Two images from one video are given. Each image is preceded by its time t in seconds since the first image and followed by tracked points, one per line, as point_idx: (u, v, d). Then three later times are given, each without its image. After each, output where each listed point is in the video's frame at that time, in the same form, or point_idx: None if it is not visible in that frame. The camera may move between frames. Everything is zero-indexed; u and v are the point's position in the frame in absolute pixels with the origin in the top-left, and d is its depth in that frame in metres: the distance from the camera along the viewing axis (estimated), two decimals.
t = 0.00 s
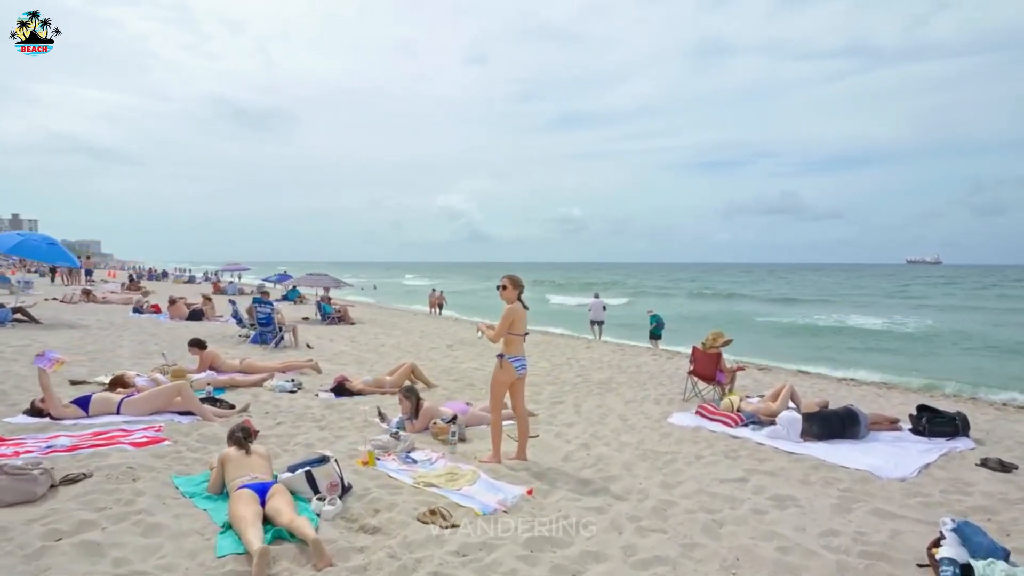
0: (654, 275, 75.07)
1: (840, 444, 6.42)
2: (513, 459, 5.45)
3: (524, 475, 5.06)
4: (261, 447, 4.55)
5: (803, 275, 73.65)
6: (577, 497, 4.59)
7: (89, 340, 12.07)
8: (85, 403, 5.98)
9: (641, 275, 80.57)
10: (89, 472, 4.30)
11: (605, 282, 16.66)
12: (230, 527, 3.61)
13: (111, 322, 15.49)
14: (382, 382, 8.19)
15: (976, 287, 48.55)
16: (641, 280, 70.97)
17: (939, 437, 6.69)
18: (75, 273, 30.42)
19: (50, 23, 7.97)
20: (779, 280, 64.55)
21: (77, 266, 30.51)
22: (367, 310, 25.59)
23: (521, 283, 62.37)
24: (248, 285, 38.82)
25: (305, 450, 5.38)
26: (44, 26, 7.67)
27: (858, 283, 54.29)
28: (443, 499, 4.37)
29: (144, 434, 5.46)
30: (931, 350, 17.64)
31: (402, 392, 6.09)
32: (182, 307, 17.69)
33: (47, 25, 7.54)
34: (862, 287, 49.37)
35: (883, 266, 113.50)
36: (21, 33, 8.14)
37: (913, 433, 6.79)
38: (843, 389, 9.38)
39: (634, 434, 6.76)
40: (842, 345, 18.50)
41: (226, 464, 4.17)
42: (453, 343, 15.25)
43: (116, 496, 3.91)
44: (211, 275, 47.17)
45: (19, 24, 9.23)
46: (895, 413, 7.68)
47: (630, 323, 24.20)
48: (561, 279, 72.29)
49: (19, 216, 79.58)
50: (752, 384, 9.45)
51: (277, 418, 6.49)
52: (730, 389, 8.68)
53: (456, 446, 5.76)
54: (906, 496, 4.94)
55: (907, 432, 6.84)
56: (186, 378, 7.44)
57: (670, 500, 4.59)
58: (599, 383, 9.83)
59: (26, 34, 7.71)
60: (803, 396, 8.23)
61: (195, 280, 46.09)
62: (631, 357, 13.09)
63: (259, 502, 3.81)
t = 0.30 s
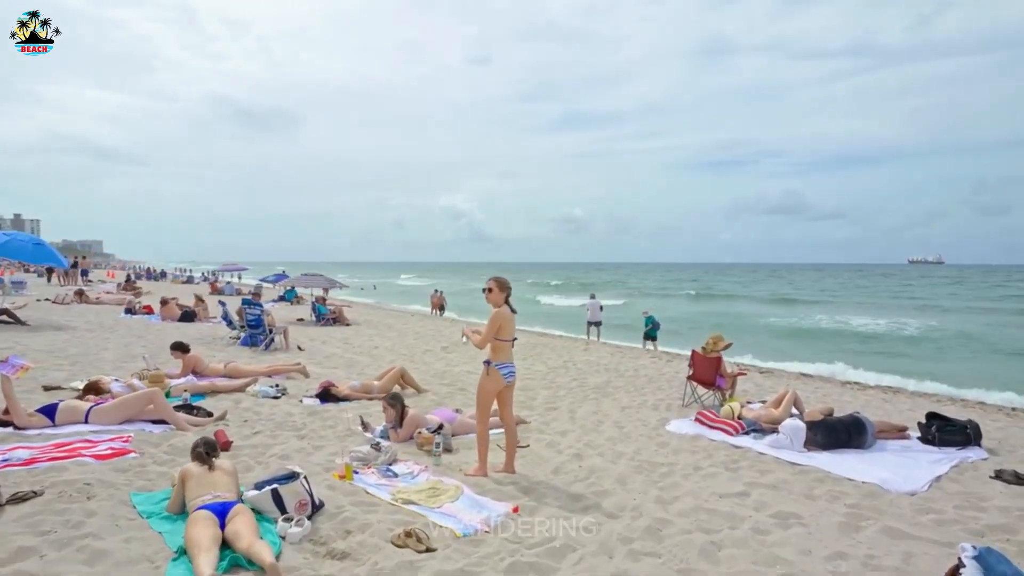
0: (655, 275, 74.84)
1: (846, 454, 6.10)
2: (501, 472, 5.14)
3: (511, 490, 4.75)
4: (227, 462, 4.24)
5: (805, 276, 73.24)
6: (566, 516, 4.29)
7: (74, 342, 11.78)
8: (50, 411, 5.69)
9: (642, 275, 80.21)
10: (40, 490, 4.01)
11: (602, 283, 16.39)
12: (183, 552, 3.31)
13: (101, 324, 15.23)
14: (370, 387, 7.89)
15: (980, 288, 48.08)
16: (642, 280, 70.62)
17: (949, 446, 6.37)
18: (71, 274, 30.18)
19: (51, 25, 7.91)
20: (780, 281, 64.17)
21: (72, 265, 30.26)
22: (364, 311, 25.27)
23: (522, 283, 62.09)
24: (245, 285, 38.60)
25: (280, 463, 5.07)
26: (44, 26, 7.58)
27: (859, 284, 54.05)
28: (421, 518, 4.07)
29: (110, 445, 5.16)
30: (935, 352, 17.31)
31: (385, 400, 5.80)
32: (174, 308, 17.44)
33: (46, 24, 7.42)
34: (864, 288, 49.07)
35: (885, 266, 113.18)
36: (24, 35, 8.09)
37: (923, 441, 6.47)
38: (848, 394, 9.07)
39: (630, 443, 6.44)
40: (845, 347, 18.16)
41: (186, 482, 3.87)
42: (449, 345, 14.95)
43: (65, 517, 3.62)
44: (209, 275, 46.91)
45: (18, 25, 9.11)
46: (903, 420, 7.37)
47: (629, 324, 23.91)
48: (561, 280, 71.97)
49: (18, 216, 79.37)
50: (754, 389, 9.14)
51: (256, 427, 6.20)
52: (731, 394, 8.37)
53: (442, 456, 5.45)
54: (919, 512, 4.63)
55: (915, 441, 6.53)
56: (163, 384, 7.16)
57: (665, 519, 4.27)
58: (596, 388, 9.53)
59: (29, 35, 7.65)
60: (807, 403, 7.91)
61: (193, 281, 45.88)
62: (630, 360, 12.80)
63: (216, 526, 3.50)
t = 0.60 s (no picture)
0: (657, 275, 74.59)
1: (850, 458, 5.82)
2: (485, 478, 4.86)
3: (494, 498, 4.48)
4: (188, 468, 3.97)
5: (806, 275, 72.86)
6: (551, 526, 4.02)
7: (59, 342, 11.52)
8: (16, 413, 5.44)
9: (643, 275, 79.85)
10: None
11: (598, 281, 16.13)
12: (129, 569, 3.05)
13: (91, 324, 14.99)
14: (357, 388, 7.64)
15: (984, 288, 47.69)
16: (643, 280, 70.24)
17: (956, 450, 6.10)
18: (67, 273, 29.97)
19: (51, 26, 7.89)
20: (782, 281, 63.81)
21: (70, 264, 30.04)
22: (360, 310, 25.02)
23: (524, 282, 61.83)
24: (243, 285, 38.34)
25: (252, 468, 4.82)
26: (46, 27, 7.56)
27: (862, 284, 53.75)
28: (395, 529, 3.81)
29: (74, 450, 4.91)
30: (939, 354, 17.00)
31: (366, 402, 5.54)
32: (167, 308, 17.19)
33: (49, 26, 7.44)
34: (867, 287, 48.76)
35: (888, 266, 112.77)
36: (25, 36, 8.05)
37: (929, 445, 6.20)
38: (851, 395, 8.79)
39: (624, 446, 6.17)
40: (847, 348, 17.88)
41: (141, 490, 3.61)
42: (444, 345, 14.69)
43: (9, 529, 3.38)
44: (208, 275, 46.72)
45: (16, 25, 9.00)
46: (908, 423, 7.08)
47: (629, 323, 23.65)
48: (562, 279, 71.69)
49: (20, 215, 79.23)
50: (754, 390, 8.85)
51: (233, 430, 5.94)
52: (729, 396, 8.10)
53: (424, 461, 5.19)
54: (927, 522, 4.35)
55: (922, 445, 6.25)
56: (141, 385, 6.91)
57: (657, 529, 4.01)
58: (591, 389, 9.25)
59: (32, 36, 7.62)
60: (809, 405, 7.64)
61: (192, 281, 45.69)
62: (628, 360, 12.53)
63: (168, 540, 3.24)
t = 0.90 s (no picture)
0: (662, 275, 74.16)
1: (863, 467, 5.49)
2: (473, 489, 4.56)
3: (481, 511, 4.17)
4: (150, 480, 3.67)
5: (810, 276, 72.35)
6: (541, 543, 3.71)
7: (47, 342, 11.27)
8: None
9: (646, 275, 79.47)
10: None
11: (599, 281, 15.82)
12: None
13: (85, 324, 14.76)
14: (346, 391, 7.35)
15: (991, 289, 47.13)
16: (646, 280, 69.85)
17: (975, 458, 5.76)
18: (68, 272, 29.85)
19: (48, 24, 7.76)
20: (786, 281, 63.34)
21: (71, 264, 29.94)
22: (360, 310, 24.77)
23: (527, 282, 61.49)
24: (244, 285, 38.18)
25: (226, 478, 4.52)
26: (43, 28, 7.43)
27: (868, 284, 53.24)
28: (371, 548, 3.51)
29: (39, 457, 4.64)
30: (949, 355, 16.61)
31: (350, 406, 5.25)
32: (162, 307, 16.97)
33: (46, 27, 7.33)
34: (874, 288, 48.24)
35: (894, 266, 112.03)
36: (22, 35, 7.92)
37: (947, 453, 5.86)
38: (861, 398, 8.45)
39: (623, 454, 5.84)
40: (854, 350, 17.53)
41: (94, 505, 3.32)
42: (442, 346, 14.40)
43: None
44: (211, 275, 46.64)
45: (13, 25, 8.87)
46: (923, 429, 6.74)
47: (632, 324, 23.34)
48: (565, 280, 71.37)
49: (26, 215, 79.48)
50: (760, 393, 8.53)
51: (212, 436, 5.65)
52: (734, 399, 7.77)
53: (409, 470, 4.88)
54: (949, 539, 4.02)
55: (938, 452, 5.92)
56: (119, 388, 6.63)
57: (656, 548, 3.69)
58: (591, 392, 8.94)
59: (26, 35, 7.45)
60: (818, 410, 7.30)
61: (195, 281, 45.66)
62: (629, 361, 12.21)
63: (117, 562, 2.95)
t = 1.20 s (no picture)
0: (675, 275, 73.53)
1: (895, 480, 5.11)
2: (474, 503, 4.25)
3: (482, 529, 3.86)
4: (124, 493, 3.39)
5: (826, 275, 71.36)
6: (546, 567, 3.40)
7: (49, 342, 11.13)
8: None
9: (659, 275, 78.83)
10: None
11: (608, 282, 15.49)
12: None
13: (91, 324, 14.65)
14: (346, 394, 7.08)
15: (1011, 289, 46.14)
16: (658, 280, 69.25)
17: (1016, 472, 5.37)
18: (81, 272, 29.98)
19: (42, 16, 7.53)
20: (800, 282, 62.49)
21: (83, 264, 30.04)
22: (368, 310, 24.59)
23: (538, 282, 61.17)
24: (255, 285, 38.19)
25: (212, 489, 4.25)
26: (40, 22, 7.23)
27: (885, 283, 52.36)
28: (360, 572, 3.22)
29: (17, 465, 4.40)
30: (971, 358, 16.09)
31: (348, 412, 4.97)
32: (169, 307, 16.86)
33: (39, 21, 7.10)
34: (891, 287, 47.40)
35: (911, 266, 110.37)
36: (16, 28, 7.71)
37: (985, 466, 5.47)
38: (887, 404, 8.03)
39: (635, 464, 5.51)
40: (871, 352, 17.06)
41: (59, 523, 3.05)
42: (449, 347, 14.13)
43: None
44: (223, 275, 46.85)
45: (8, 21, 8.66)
46: (956, 438, 6.34)
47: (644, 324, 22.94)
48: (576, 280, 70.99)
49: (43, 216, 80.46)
50: (779, 398, 8.14)
51: (202, 442, 5.39)
52: (751, 404, 7.39)
53: (408, 481, 4.58)
54: (997, 566, 3.65)
55: (976, 465, 5.53)
56: (111, 390, 6.40)
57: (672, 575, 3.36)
58: (600, 395, 8.61)
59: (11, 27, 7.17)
60: (842, 416, 6.92)
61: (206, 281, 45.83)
62: (640, 363, 11.86)
63: None
